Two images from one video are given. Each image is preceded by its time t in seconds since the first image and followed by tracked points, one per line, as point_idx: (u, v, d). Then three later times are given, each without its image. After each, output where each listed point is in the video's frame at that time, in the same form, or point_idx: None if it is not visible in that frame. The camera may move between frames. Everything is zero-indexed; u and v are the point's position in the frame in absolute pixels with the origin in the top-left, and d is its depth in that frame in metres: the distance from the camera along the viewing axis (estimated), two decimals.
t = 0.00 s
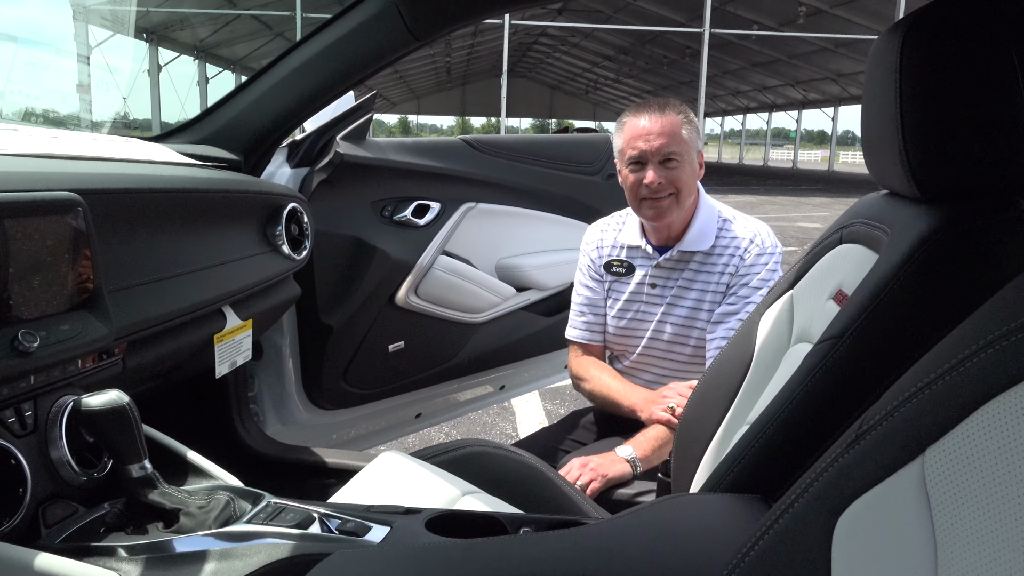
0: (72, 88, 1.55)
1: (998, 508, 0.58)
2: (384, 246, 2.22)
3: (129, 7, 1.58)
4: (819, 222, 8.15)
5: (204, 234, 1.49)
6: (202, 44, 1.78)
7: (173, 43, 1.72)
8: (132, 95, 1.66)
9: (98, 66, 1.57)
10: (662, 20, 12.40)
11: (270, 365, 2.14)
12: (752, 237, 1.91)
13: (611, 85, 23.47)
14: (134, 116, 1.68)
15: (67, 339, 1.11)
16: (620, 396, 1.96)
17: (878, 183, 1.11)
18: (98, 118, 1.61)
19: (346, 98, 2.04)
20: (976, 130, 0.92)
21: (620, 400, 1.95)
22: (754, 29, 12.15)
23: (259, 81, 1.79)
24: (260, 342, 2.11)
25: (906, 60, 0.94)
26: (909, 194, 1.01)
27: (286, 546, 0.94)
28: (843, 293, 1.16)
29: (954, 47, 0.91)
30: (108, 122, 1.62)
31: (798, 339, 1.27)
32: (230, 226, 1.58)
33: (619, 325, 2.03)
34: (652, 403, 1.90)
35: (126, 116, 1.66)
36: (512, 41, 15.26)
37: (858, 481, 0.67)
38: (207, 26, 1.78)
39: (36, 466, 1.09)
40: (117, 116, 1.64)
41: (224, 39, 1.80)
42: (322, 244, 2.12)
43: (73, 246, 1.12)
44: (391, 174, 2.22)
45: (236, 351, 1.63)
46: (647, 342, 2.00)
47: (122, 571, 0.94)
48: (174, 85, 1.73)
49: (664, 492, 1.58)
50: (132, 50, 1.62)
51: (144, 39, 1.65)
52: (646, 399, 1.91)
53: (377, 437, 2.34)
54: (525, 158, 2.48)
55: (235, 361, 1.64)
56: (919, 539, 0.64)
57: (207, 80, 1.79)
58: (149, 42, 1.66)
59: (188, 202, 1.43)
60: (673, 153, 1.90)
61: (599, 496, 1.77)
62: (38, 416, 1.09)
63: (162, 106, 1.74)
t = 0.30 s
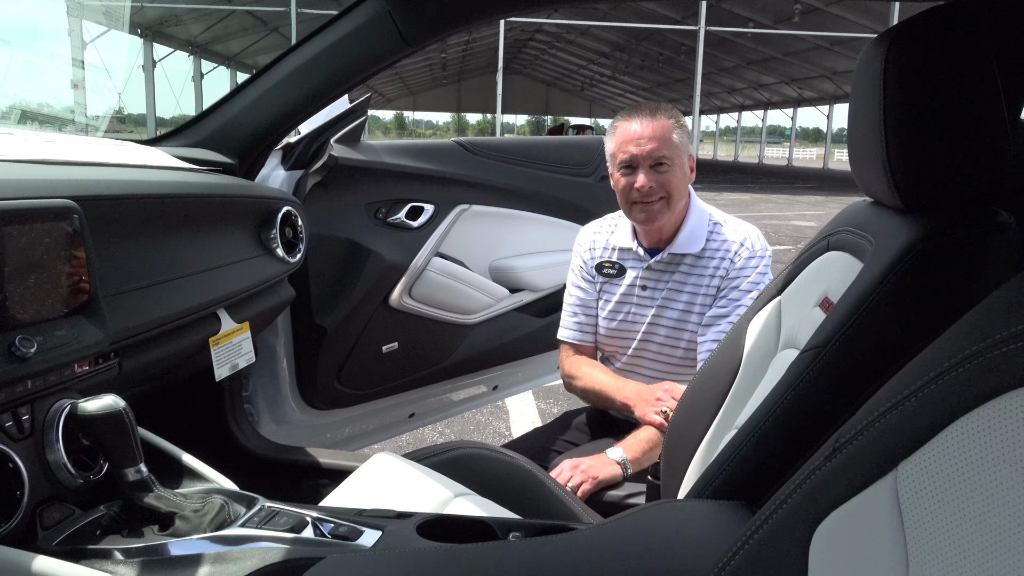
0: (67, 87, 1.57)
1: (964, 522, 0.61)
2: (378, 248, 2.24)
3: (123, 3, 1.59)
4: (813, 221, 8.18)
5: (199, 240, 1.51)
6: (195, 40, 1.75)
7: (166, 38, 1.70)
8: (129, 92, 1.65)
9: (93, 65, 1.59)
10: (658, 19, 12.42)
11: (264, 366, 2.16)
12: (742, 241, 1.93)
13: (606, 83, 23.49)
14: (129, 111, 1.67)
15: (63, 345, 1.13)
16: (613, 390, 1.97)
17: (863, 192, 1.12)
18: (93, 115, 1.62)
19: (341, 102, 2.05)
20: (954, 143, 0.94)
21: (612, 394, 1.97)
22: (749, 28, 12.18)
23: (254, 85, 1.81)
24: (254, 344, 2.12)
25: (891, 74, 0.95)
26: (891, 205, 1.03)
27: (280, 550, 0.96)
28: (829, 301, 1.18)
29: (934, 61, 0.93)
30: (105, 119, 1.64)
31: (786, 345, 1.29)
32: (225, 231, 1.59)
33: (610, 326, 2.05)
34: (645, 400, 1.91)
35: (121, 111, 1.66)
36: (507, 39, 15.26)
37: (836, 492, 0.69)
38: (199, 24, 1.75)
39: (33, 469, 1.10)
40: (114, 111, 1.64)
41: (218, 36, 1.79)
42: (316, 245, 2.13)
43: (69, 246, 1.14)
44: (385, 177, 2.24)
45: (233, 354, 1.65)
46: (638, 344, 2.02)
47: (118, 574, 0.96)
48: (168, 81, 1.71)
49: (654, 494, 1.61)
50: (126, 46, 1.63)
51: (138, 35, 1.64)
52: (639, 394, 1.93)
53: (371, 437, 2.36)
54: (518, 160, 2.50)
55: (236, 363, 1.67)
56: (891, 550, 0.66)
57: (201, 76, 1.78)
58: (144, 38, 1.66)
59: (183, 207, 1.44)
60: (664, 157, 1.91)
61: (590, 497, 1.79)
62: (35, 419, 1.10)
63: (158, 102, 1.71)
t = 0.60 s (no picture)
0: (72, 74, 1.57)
1: (950, 520, 0.63)
2: (381, 243, 2.25)
3: None
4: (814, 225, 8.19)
5: (206, 232, 1.53)
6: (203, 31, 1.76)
7: (172, 29, 1.69)
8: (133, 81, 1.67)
9: (98, 52, 1.59)
10: (663, 20, 12.43)
11: (266, 358, 2.18)
12: (742, 243, 1.95)
13: (611, 83, 23.49)
14: (133, 101, 1.69)
15: (73, 333, 1.14)
16: (612, 390, 1.98)
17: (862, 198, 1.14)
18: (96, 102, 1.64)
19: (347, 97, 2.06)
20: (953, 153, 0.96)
21: (611, 394, 1.98)
22: (755, 31, 12.18)
23: (262, 80, 1.83)
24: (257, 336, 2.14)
25: (892, 82, 0.97)
26: (892, 211, 1.05)
27: (282, 538, 0.98)
28: (827, 305, 1.20)
29: (934, 71, 0.94)
30: (108, 108, 1.65)
31: (784, 347, 1.31)
32: (231, 223, 1.61)
33: (609, 325, 2.07)
34: (643, 401, 1.92)
35: (125, 101, 1.68)
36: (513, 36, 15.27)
37: (828, 491, 0.71)
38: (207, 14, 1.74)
39: (40, 454, 1.12)
40: (117, 100, 1.66)
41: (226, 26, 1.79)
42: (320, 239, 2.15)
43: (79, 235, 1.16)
44: (389, 172, 2.25)
45: (240, 345, 1.67)
46: (637, 344, 2.04)
47: (124, 558, 0.98)
48: (174, 72, 1.72)
49: (650, 492, 1.62)
50: (135, 35, 1.62)
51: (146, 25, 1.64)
52: (637, 395, 1.94)
53: (370, 430, 2.38)
54: (522, 159, 2.52)
55: (244, 354, 1.68)
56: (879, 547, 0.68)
57: (205, 66, 1.79)
58: (148, 27, 1.64)
59: (191, 199, 1.46)
60: (662, 159, 1.93)
61: (587, 495, 1.81)
62: (43, 405, 1.13)
63: (162, 92, 1.72)
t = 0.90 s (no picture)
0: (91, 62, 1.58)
1: (973, 517, 0.64)
2: (397, 236, 2.27)
3: None
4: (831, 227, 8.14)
5: (225, 219, 1.54)
6: (223, 22, 1.76)
7: (192, 20, 1.72)
8: (154, 70, 1.69)
9: (118, 41, 1.60)
10: (682, 19, 12.37)
11: (283, 347, 2.20)
12: (756, 242, 1.95)
13: (628, 80, 23.42)
14: (151, 91, 1.71)
15: (99, 316, 1.16)
16: (624, 387, 2.00)
17: (880, 201, 1.14)
18: (114, 90, 1.65)
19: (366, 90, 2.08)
20: (972, 155, 0.95)
21: (624, 391, 1.99)
22: (774, 31, 12.10)
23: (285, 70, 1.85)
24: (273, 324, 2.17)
25: (913, 86, 0.97)
26: (910, 213, 1.05)
27: (301, 520, 1.00)
28: (843, 305, 1.22)
29: (954, 76, 0.94)
30: (127, 96, 1.66)
31: (798, 346, 1.32)
32: (252, 211, 1.63)
33: (623, 322, 2.08)
34: (657, 397, 1.93)
35: (142, 90, 1.69)
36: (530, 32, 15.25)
37: (844, 486, 0.71)
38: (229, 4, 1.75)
39: (64, 433, 1.14)
40: (134, 89, 1.67)
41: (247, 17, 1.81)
42: (337, 231, 2.17)
43: (105, 225, 1.17)
44: (407, 166, 2.27)
45: (261, 333, 1.70)
46: (650, 341, 2.04)
47: (145, 535, 1.00)
48: (193, 63, 1.76)
49: (662, 488, 1.63)
50: (158, 26, 1.66)
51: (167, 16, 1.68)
52: (649, 391, 1.95)
53: (384, 421, 2.40)
54: (539, 154, 2.52)
55: (264, 341, 1.72)
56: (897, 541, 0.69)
57: (224, 58, 1.81)
58: (169, 19, 1.68)
59: (213, 187, 1.48)
60: (676, 155, 1.93)
61: (598, 489, 1.82)
62: (68, 384, 1.15)
63: (181, 82, 1.77)
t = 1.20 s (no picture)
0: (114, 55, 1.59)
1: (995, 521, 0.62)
2: (416, 232, 2.27)
3: None
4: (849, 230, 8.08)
5: (249, 213, 1.55)
6: (245, 16, 1.72)
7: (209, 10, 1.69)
8: (175, 63, 1.70)
9: (139, 34, 1.60)
10: (702, 19, 12.31)
11: (301, 341, 2.21)
12: (776, 244, 1.93)
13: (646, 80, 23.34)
14: (170, 84, 1.72)
15: (122, 307, 1.17)
16: (642, 387, 1.99)
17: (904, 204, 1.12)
18: (135, 82, 1.66)
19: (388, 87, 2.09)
20: (1003, 160, 0.92)
21: (642, 391, 1.98)
22: (795, 32, 12.01)
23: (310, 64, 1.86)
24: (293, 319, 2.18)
25: (940, 89, 0.94)
26: (935, 218, 1.02)
27: (322, 515, 1.00)
28: (864, 309, 1.20)
29: (984, 79, 0.92)
30: (146, 88, 1.68)
31: (818, 349, 1.30)
32: (274, 206, 1.64)
33: (642, 323, 2.07)
34: (674, 398, 1.92)
35: (162, 83, 1.70)
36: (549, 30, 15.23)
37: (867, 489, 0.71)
38: None
39: (89, 424, 1.15)
40: (154, 82, 1.69)
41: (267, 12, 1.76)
42: (357, 227, 2.18)
43: (129, 219, 1.19)
44: (427, 163, 2.27)
45: (274, 326, 1.69)
46: (668, 342, 2.03)
47: (170, 527, 1.00)
48: (213, 57, 1.74)
49: (679, 489, 1.62)
50: (178, 20, 1.66)
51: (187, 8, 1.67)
52: (668, 392, 1.94)
53: (400, 417, 2.40)
54: (558, 153, 2.52)
55: (275, 335, 1.70)
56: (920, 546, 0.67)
57: (244, 52, 1.80)
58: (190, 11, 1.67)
59: (236, 181, 1.48)
60: (697, 156, 1.92)
61: (615, 489, 1.82)
62: (94, 376, 1.17)
63: (201, 75, 1.75)
